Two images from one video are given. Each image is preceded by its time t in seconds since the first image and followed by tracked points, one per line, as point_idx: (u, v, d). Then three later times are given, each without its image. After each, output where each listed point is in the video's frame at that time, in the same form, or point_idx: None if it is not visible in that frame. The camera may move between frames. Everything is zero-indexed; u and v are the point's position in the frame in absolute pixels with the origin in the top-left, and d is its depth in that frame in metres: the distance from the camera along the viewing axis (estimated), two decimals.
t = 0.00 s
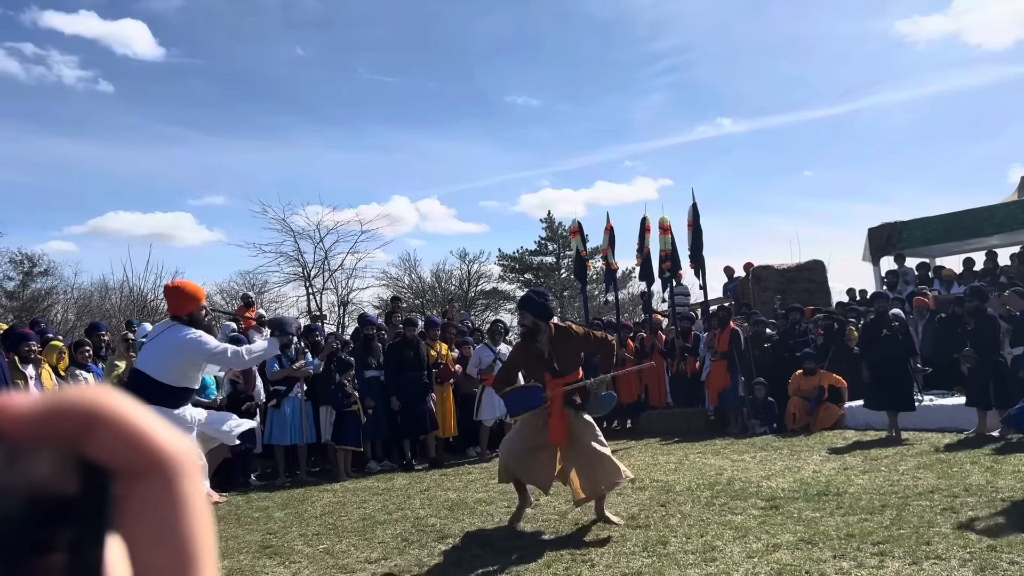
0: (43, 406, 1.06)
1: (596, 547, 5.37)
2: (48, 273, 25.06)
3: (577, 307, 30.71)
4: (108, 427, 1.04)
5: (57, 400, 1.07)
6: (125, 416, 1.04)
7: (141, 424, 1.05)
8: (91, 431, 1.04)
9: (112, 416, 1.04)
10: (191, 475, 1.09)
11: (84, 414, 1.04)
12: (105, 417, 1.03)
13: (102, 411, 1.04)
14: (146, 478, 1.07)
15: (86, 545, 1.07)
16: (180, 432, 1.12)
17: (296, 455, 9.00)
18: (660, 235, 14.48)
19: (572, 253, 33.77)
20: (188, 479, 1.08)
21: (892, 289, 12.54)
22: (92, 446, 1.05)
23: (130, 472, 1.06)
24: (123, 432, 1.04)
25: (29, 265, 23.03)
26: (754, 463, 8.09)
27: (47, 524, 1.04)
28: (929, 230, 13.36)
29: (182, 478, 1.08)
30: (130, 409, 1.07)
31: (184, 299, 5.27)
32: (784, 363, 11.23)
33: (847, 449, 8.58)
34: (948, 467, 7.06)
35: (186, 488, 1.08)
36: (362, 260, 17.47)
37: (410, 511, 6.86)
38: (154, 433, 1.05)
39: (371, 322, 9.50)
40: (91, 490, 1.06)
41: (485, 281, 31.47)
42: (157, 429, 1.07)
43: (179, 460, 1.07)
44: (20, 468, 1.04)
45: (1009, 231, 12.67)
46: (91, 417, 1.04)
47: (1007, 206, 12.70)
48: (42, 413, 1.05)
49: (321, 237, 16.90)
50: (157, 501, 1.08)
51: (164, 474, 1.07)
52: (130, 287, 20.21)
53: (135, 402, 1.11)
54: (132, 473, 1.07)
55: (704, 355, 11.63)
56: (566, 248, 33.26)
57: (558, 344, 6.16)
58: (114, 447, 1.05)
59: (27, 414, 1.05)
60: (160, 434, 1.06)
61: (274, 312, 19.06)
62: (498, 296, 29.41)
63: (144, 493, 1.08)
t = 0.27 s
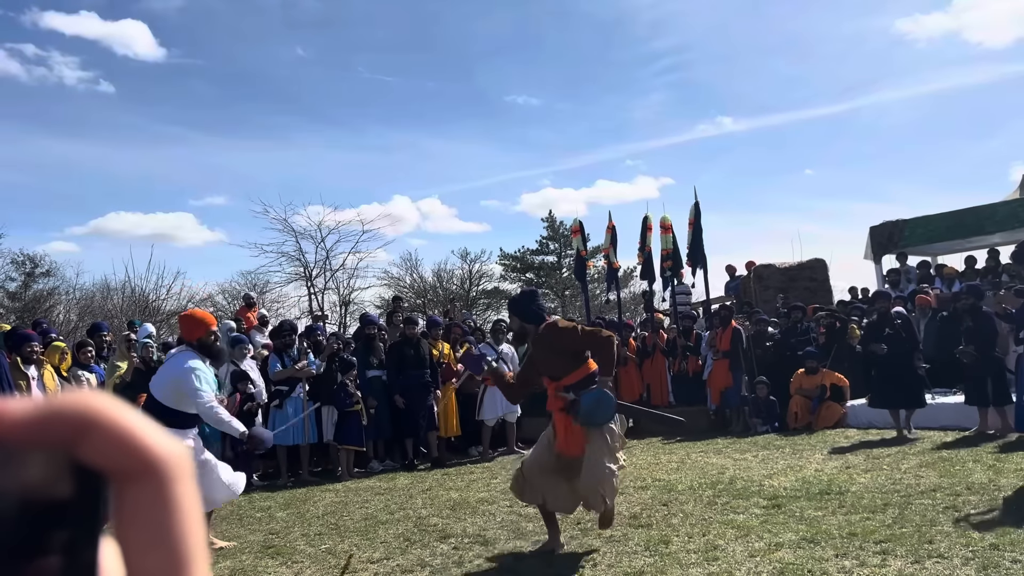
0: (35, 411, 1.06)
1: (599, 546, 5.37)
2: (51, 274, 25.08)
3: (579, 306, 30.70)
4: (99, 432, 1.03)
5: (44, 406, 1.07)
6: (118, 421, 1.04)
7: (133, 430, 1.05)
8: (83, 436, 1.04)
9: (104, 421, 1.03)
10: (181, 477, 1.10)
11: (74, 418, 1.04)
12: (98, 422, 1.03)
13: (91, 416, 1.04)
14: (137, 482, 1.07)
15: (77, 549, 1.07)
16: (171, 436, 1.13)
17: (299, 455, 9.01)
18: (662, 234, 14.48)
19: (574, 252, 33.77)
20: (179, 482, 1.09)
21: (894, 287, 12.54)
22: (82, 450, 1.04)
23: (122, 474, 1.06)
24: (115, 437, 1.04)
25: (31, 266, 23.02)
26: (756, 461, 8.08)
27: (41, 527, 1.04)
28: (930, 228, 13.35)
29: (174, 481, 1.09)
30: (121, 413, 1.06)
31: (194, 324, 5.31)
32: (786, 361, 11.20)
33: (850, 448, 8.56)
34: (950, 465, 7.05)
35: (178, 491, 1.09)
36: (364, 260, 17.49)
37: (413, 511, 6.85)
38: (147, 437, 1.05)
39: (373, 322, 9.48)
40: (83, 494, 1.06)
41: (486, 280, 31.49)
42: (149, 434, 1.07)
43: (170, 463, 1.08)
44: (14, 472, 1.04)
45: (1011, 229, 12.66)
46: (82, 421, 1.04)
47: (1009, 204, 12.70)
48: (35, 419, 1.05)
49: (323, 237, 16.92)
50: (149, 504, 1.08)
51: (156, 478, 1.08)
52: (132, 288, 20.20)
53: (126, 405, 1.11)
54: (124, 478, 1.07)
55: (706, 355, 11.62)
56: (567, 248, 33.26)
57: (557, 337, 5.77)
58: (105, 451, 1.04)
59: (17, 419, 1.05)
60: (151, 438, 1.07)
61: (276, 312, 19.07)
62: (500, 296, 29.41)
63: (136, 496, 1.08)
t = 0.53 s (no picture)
0: (35, 434, 1.03)
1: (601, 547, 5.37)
2: (52, 274, 25.09)
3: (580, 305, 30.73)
4: (99, 455, 1.01)
5: (45, 428, 1.04)
6: (118, 444, 1.01)
7: (134, 452, 1.03)
8: (83, 460, 1.01)
9: (103, 444, 1.01)
10: (183, 501, 1.06)
11: (75, 441, 1.01)
12: (98, 445, 1.00)
13: (92, 437, 1.01)
14: (136, 506, 1.04)
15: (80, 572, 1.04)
16: (171, 457, 1.10)
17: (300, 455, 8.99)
18: (662, 233, 14.48)
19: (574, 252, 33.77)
20: (179, 506, 1.05)
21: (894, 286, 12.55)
22: (83, 473, 1.02)
23: (121, 498, 1.03)
24: (115, 460, 1.01)
25: (33, 267, 23.05)
26: (757, 461, 8.08)
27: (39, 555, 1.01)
28: (931, 227, 13.35)
29: (174, 505, 1.05)
30: (122, 436, 1.03)
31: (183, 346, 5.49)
32: (788, 360, 11.19)
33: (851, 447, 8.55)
34: (952, 464, 7.05)
35: (178, 514, 1.05)
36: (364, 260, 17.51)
37: (414, 512, 6.85)
38: (147, 461, 1.03)
39: (374, 322, 9.46)
40: (83, 520, 1.03)
41: (486, 279, 31.50)
42: (150, 458, 1.04)
43: (170, 486, 1.05)
44: (14, 498, 1.01)
45: (1012, 228, 12.64)
46: (83, 443, 1.01)
47: (1010, 203, 12.70)
48: (34, 443, 1.02)
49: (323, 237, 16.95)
50: (149, 531, 1.05)
51: (155, 501, 1.04)
52: (133, 288, 20.22)
53: (130, 429, 1.08)
54: (124, 501, 1.04)
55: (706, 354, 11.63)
56: (568, 247, 33.26)
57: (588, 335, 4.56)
58: (105, 474, 1.01)
59: (18, 441, 1.03)
60: (151, 460, 1.04)
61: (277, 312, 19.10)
62: (501, 295, 29.41)
63: (136, 520, 1.04)
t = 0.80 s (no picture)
0: (31, 436, 1.03)
1: (601, 546, 5.37)
2: (52, 275, 25.09)
3: (580, 305, 30.72)
4: (94, 455, 0.99)
5: (44, 428, 1.04)
6: (112, 443, 1.00)
7: (129, 452, 1.01)
8: (79, 461, 1.01)
9: (97, 445, 1.00)
10: (178, 503, 1.04)
11: (70, 442, 1.00)
12: (92, 445, 0.99)
13: (86, 437, 1.00)
14: (133, 508, 1.03)
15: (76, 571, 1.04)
16: (169, 459, 1.08)
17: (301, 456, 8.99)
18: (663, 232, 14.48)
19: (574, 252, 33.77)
20: (175, 508, 1.03)
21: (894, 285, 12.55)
22: (79, 474, 1.01)
23: (116, 500, 1.02)
24: (109, 461, 1.00)
25: (34, 268, 23.05)
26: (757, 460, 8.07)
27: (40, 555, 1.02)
28: (931, 225, 13.35)
29: (169, 507, 1.03)
30: (116, 437, 1.02)
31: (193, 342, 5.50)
32: (789, 359, 11.18)
33: (851, 446, 8.55)
34: (953, 463, 7.04)
35: (173, 517, 1.03)
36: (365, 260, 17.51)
37: (415, 512, 6.85)
38: (141, 462, 1.01)
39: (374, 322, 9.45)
40: (80, 521, 1.03)
41: (487, 279, 31.50)
42: (145, 458, 1.02)
43: (165, 488, 1.03)
44: (13, 500, 1.01)
45: (1012, 226, 12.63)
46: (77, 444, 1.00)
47: (1010, 201, 12.70)
48: (29, 445, 1.01)
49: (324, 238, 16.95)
50: (146, 534, 1.03)
51: (151, 503, 1.02)
52: (133, 289, 20.21)
53: (129, 430, 1.07)
54: (121, 503, 1.02)
55: (708, 354, 11.62)
56: (568, 247, 33.24)
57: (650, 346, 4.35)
58: (100, 476, 1.00)
59: (15, 441, 1.02)
60: (146, 462, 1.02)
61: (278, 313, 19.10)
62: (501, 295, 29.41)
63: (132, 524, 1.02)
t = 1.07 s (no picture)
0: (28, 437, 1.02)
1: (601, 546, 5.37)
2: (52, 276, 25.09)
3: (581, 305, 30.72)
4: (93, 458, 1.00)
5: (40, 431, 1.04)
6: (112, 446, 1.00)
7: (128, 454, 1.01)
8: (78, 463, 1.01)
9: (96, 448, 1.00)
10: (178, 503, 1.05)
11: (69, 444, 1.00)
12: (91, 448, 1.00)
13: (84, 440, 1.00)
14: (132, 509, 1.03)
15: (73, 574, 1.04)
16: (167, 459, 1.08)
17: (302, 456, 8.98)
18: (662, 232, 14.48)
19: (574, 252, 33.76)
20: (174, 508, 1.04)
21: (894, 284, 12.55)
22: (77, 477, 1.01)
23: (116, 502, 1.02)
24: (108, 463, 1.00)
25: (34, 269, 23.02)
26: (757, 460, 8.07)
27: (42, 557, 1.01)
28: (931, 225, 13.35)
29: (169, 507, 1.04)
30: (115, 439, 1.02)
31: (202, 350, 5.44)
32: (790, 358, 11.18)
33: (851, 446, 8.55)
34: (953, 462, 7.04)
35: (174, 517, 1.04)
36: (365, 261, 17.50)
37: (415, 512, 6.85)
38: (140, 464, 1.01)
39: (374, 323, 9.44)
40: (80, 522, 1.02)
41: (487, 279, 31.47)
42: (145, 459, 1.03)
43: (165, 488, 1.03)
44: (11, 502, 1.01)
45: (1012, 225, 12.64)
46: (76, 447, 1.00)
47: (1009, 200, 12.70)
48: (27, 447, 1.01)
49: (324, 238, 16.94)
50: (146, 534, 1.03)
51: (151, 504, 1.03)
52: (133, 290, 20.18)
53: (125, 431, 1.07)
54: (120, 505, 1.03)
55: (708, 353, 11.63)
56: (568, 247, 33.24)
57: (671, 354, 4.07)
58: (99, 479, 1.00)
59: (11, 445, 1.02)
60: (146, 463, 1.02)
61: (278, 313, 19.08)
62: (501, 295, 29.41)
63: (133, 524, 1.03)
